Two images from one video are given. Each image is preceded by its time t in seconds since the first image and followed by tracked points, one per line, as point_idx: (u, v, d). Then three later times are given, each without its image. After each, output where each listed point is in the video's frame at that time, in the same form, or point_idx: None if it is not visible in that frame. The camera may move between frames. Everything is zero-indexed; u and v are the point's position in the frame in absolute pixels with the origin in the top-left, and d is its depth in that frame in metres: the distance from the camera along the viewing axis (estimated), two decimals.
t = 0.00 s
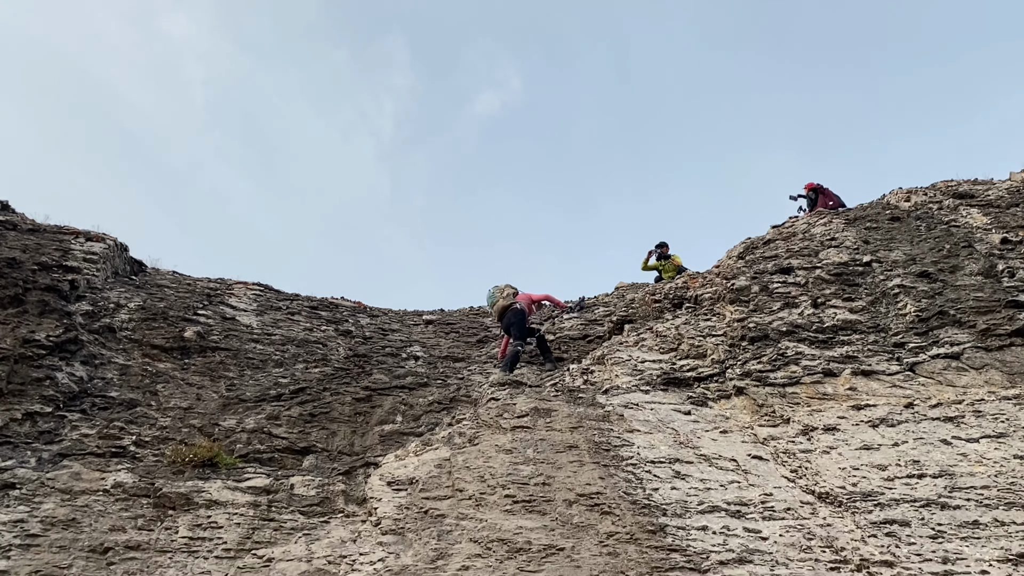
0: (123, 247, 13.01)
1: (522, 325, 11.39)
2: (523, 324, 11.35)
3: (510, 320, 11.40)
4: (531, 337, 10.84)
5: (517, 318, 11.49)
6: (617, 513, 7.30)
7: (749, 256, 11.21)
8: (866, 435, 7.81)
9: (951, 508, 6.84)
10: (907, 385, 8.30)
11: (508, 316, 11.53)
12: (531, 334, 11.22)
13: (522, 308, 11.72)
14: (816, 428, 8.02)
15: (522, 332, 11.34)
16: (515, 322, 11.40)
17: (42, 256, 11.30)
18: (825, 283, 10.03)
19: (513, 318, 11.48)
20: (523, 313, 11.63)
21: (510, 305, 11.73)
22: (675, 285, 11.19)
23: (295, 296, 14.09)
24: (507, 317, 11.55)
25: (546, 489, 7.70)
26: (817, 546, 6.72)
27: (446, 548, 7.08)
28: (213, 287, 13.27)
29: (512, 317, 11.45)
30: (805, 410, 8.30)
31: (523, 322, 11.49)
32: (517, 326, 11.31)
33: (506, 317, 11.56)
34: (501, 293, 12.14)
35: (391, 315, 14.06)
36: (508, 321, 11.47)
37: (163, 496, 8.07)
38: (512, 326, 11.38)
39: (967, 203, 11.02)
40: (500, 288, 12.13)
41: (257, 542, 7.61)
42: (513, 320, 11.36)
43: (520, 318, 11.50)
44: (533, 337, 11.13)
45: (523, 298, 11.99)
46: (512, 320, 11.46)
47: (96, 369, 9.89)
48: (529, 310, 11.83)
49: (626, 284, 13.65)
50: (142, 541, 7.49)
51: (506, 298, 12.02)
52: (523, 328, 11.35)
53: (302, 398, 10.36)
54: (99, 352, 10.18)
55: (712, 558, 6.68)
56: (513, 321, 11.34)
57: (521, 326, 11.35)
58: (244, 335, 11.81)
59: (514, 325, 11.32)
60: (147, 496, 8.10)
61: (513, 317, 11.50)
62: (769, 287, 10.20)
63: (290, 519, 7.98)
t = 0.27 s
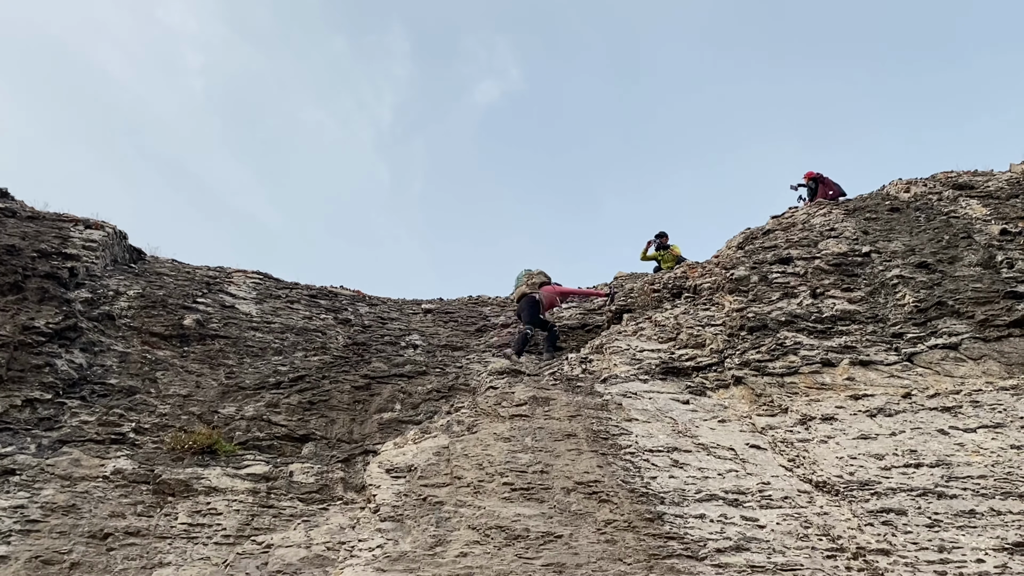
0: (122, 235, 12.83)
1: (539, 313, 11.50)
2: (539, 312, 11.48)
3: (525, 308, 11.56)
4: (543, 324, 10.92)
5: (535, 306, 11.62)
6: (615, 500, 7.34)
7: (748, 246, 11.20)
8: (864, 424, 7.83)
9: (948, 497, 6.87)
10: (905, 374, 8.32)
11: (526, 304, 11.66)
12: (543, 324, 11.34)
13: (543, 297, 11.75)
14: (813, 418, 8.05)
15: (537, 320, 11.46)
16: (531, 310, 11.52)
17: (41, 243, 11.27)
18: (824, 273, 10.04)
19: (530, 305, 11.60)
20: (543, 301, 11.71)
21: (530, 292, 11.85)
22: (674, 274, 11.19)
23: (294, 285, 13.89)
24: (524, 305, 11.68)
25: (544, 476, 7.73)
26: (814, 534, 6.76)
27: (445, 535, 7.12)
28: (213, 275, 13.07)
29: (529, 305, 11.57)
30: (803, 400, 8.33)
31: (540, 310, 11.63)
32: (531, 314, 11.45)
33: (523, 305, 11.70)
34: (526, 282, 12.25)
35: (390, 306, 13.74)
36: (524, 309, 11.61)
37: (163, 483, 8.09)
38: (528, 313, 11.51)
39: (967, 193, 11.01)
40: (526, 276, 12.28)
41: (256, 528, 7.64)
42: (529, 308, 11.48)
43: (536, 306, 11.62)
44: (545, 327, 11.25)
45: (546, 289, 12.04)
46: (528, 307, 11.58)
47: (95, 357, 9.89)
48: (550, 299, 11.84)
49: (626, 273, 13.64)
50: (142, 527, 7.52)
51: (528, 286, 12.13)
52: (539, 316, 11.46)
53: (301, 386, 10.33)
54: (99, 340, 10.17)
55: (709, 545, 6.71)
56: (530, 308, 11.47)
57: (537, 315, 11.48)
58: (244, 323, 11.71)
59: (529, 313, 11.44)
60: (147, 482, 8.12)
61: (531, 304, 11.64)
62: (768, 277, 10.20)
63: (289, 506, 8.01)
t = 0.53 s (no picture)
0: (120, 232, 12.80)
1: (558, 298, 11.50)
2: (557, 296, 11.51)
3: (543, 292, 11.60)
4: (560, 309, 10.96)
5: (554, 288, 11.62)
6: (612, 498, 7.35)
7: (746, 244, 11.21)
8: (861, 422, 7.85)
9: (944, 495, 6.89)
10: (902, 372, 8.34)
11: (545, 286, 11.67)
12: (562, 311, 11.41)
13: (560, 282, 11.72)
14: (810, 416, 8.06)
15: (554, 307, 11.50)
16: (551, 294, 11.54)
17: (39, 239, 11.24)
18: (822, 271, 10.05)
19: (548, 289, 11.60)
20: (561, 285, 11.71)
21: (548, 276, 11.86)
22: (672, 272, 11.20)
23: (292, 281, 13.82)
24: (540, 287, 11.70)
25: (542, 474, 7.75)
26: (811, 531, 6.78)
27: (443, 532, 7.13)
28: (211, 272, 13.05)
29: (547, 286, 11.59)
30: (800, 397, 8.34)
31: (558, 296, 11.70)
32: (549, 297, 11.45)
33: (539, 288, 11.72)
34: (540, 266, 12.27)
35: (387, 303, 13.69)
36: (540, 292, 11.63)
37: (160, 480, 8.10)
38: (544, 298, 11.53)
39: (965, 192, 11.02)
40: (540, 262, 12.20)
41: (254, 525, 7.65)
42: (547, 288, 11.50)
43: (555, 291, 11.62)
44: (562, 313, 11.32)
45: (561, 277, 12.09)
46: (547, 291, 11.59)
47: (93, 354, 9.88)
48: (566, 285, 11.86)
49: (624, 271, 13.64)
50: (140, 523, 7.53)
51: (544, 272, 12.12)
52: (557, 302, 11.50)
53: (299, 383, 10.32)
54: (96, 337, 10.15)
55: (706, 542, 6.73)
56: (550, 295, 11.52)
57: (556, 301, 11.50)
58: (242, 319, 11.70)
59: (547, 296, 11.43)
60: (145, 479, 8.12)
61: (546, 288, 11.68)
62: (765, 275, 10.21)
63: (287, 503, 8.01)
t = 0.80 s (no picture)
0: (116, 233, 12.77)
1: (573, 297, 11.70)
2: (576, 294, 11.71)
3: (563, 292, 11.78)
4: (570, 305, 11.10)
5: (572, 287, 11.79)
6: (607, 500, 7.35)
7: (742, 247, 11.22)
8: (856, 425, 7.85)
9: (939, 498, 6.90)
10: (897, 376, 8.34)
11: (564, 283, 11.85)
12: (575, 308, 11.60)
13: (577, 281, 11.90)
14: (806, 419, 8.07)
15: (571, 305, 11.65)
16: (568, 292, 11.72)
17: (35, 240, 11.21)
18: (817, 274, 10.07)
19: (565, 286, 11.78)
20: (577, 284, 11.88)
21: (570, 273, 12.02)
22: (668, 275, 11.20)
23: (288, 283, 13.79)
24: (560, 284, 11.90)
25: (537, 476, 7.74)
26: (806, 534, 6.78)
27: (437, 534, 7.12)
28: (207, 273, 13.03)
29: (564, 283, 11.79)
30: (796, 400, 8.34)
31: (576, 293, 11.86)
32: (568, 295, 11.65)
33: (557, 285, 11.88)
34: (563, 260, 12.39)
35: (383, 303, 13.79)
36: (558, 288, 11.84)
37: (155, 481, 8.08)
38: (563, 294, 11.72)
39: (961, 195, 11.04)
40: (562, 257, 12.32)
41: (249, 527, 7.63)
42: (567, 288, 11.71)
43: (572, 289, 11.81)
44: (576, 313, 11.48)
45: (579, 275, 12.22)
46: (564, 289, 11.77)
47: (89, 355, 9.85)
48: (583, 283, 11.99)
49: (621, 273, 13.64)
50: (135, 525, 7.51)
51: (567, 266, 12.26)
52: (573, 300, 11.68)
53: (294, 385, 10.29)
54: (92, 338, 10.12)
55: (701, 545, 6.73)
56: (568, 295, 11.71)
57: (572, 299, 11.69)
58: (238, 321, 11.67)
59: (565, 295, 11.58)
60: (140, 480, 8.11)
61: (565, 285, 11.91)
62: (761, 277, 10.22)
63: (282, 505, 7.99)
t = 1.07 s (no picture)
0: (112, 233, 12.73)
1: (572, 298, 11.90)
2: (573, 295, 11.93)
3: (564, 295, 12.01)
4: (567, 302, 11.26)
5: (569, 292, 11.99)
6: (602, 503, 7.35)
7: (739, 250, 11.24)
8: (851, 429, 7.86)
9: (934, 502, 6.91)
10: (892, 380, 8.36)
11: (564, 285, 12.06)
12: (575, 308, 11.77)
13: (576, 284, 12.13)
14: (801, 422, 8.07)
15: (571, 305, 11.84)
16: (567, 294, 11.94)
17: (30, 239, 11.17)
18: (813, 278, 10.08)
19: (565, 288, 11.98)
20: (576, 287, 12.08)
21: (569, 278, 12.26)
22: (664, 277, 11.21)
23: (284, 284, 13.75)
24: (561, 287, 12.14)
25: (532, 478, 7.73)
26: (801, 538, 6.78)
27: (432, 536, 7.10)
28: (203, 273, 13.00)
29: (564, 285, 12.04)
30: (791, 404, 8.35)
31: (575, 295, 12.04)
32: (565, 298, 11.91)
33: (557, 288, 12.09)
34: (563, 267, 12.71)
35: (380, 305, 13.77)
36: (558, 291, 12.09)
37: (149, 482, 8.05)
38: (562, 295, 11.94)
39: (956, 200, 11.06)
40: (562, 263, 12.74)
41: (243, 528, 7.61)
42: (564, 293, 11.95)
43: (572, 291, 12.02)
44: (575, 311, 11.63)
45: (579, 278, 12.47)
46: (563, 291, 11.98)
47: (83, 355, 9.81)
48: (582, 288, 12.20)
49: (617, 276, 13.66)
50: (128, 526, 7.48)
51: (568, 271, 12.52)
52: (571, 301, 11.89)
53: (289, 386, 10.27)
54: (87, 338, 10.08)
55: (696, 548, 6.73)
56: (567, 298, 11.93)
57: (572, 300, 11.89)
58: (233, 321, 11.64)
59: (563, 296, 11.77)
60: (134, 481, 8.08)
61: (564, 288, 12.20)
62: (757, 281, 10.23)
63: (276, 507, 7.97)
